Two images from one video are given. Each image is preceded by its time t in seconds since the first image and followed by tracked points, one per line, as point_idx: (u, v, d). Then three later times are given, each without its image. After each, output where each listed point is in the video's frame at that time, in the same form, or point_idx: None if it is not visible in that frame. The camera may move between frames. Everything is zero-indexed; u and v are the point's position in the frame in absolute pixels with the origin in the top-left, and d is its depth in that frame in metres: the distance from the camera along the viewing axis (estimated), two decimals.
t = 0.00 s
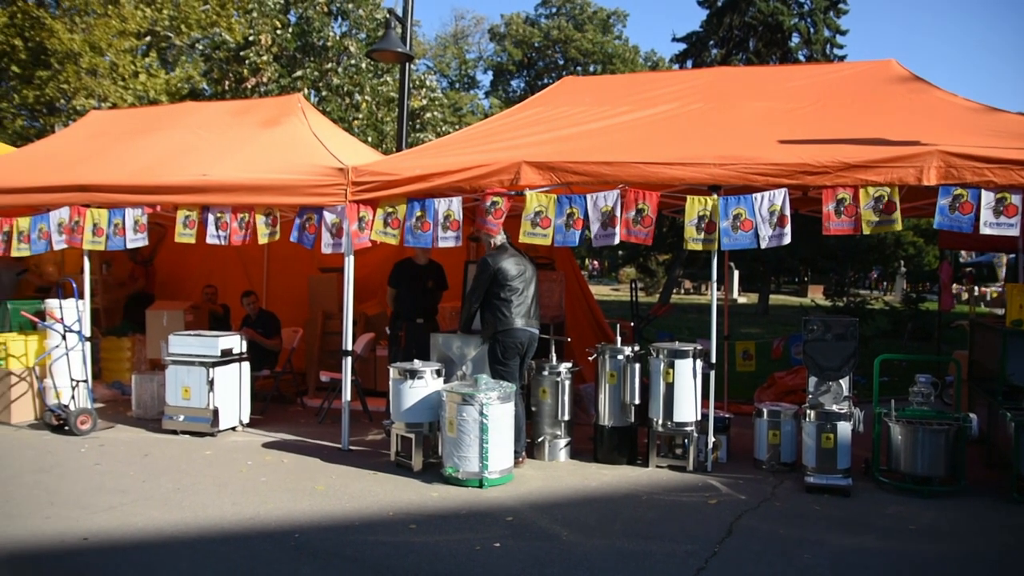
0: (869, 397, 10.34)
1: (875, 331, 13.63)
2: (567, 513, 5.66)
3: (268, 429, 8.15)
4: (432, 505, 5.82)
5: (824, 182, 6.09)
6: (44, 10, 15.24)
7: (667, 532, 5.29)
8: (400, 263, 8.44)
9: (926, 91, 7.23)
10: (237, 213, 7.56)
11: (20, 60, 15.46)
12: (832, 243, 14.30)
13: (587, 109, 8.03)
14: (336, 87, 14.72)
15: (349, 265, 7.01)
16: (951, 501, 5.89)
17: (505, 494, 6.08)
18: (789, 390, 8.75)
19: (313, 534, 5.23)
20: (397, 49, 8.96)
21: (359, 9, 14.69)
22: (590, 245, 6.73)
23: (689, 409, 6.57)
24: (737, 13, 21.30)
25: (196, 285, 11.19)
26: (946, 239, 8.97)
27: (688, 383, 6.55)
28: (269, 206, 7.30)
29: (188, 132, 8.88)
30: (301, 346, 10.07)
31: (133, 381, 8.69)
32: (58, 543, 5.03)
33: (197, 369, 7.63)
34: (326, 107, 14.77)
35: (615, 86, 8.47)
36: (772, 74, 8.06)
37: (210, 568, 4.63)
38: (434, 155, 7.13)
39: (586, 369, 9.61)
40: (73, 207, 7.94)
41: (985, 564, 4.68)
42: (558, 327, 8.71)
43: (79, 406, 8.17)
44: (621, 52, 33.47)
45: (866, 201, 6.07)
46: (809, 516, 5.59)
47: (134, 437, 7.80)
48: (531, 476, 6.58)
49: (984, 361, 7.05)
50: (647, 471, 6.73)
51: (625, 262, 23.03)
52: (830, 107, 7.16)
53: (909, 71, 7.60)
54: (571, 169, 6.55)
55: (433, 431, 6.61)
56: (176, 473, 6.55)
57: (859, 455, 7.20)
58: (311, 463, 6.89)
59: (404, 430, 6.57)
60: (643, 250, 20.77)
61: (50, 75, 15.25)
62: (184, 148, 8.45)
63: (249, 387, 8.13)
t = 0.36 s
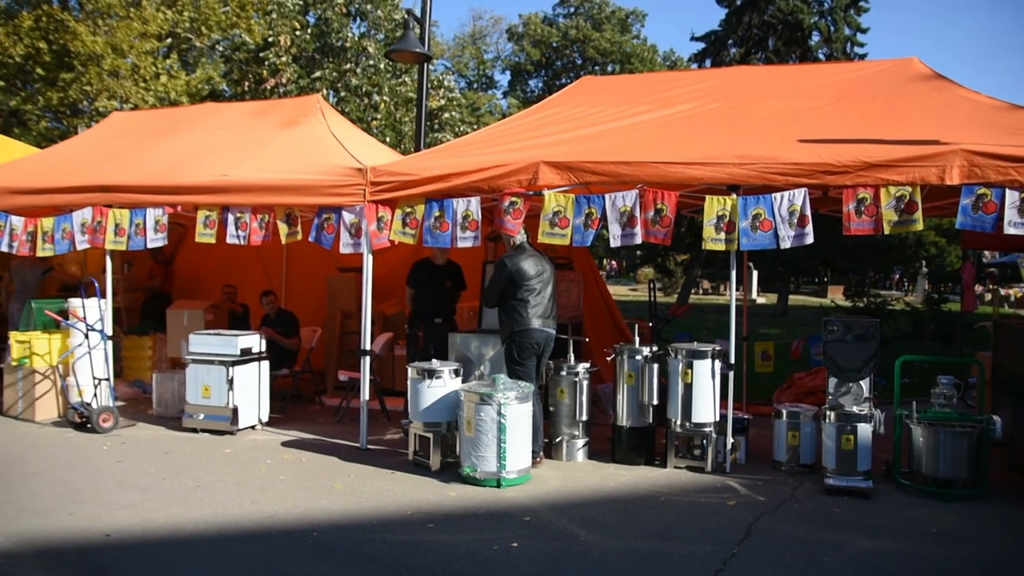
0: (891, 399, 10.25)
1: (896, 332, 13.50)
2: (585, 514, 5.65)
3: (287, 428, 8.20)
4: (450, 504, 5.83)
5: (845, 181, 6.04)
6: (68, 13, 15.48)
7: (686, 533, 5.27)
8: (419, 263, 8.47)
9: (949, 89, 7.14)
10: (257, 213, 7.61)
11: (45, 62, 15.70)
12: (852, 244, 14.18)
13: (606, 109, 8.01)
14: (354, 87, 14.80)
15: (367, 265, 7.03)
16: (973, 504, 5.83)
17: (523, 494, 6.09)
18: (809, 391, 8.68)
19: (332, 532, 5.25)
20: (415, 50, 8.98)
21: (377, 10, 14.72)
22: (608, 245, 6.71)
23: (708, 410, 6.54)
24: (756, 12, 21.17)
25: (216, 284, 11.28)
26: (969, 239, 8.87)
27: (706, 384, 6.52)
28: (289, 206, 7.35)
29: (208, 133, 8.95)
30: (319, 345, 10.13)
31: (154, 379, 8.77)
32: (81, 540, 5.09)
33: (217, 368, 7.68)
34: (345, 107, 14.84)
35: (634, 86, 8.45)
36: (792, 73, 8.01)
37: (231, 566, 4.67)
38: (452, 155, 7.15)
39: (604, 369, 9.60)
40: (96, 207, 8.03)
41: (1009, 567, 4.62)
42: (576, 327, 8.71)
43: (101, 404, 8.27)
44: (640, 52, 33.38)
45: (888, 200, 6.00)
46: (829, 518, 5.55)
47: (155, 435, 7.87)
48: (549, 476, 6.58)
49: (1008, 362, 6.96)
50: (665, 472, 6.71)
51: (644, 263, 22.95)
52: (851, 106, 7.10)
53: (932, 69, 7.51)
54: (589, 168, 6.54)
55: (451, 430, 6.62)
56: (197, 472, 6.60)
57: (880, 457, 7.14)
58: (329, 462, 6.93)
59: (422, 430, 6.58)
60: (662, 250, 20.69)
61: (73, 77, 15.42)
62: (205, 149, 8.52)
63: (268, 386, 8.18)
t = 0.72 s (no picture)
0: (915, 401, 10.13)
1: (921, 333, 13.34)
2: (606, 515, 5.64)
3: (309, 427, 8.25)
4: (470, 504, 5.84)
5: (869, 181, 5.98)
6: (94, 17, 15.70)
7: (707, 534, 5.24)
8: (440, 263, 8.49)
9: (976, 87, 7.05)
10: (279, 214, 7.67)
11: (71, 65, 15.92)
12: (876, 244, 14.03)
13: (627, 109, 7.99)
14: (375, 88, 14.87)
15: (389, 265, 7.06)
16: (1000, 508, 5.75)
17: (543, 494, 6.08)
18: (831, 392, 8.60)
19: (353, 531, 5.28)
20: (436, 51, 9.00)
21: (398, 11, 14.75)
22: (629, 245, 6.69)
23: (729, 412, 6.50)
24: (778, 10, 21.00)
25: (238, 284, 11.37)
26: (996, 239, 8.74)
27: (728, 384, 6.48)
28: (310, 207, 7.39)
29: (231, 134, 9.03)
30: (340, 345, 10.18)
31: (178, 378, 8.86)
32: (107, 537, 5.16)
33: (239, 367, 7.74)
34: (366, 108, 14.92)
35: (655, 86, 8.41)
36: (816, 71, 7.93)
37: (252, 564, 4.71)
38: (473, 155, 7.16)
39: (625, 370, 9.57)
40: (121, 208, 8.13)
41: None
42: (597, 327, 8.69)
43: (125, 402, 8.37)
44: (661, 51, 33.26)
45: (912, 199, 5.91)
46: (852, 520, 5.50)
47: (178, 433, 7.95)
48: (570, 476, 6.57)
49: None
50: (686, 473, 6.67)
51: (664, 263, 22.85)
52: (875, 105, 7.03)
53: (958, 67, 7.42)
54: (610, 168, 6.53)
55: (471, 431, 6.62)
56: (220, 470, 6.66)
57: (904, 459, 7.06)
58: (351, 461, 6.96)
59: (442, 430, 6.60)
60: (683, 250, 20.59)
61: (99, 79, 15.60)
62: (228, 150, 8.58)
63: (289, 385, 8.23)
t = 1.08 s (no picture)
0: (941, 403, 10.01)
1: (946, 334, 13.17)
2: (626, 515, 5.62)
3: (330, 426, 8.31)
4: (491, 504, 5.85)
5: (893, 181, 5.92)
6: (119, 20, 15.83)
7: (728, 536, 5.22)
8: (461, 263, 8.51)
9: (1003, 85, 6.95)
10: (302, 214, 7.72)
11: (97, 68, 16.10)
12: (900, 244, 13.88)
13: (648, 109, 7.96)
14: (396, 88, 14.93)
15: (410, 264, 7.08)
16: None
17: (564, 495, 6.08)
18: (854, 394, 8.50)
19: (373, 530, 5.30)
20: (457, 51, 9.02)
21: (419, 11, 14.78)
22: (650, 245, 6.66)
23: (751, 413, 6.45)
24: (801, 8, 20.83)
25: (261, 284, 11.46)
26: None
27: (749, 385, 6.44)
28: (332, 207, 7.43)
29: (254, 135, 9.10)
30: (362, 344, 10.22)
31: (201, 377, 8.94)
32: (132, 533, 5.22)
33: (261, 367, 7.78)
34: (387, 108, 14.98)
35: (677, 85, 8.37)
36: (839, 70, 7.86)
37: (274, 562, 4.74)
38: (494, 156, 7.17)
39: (646, 371, 9.54)
40: (146, 209, 8.22)
41: None
42: (618, 328, 8.68)
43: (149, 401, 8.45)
44: (682, 51, 33.11)
45: (938, 199, 5.84)
46: (876, 524, 5.44)
47: (201, 432, 8.02)
48: (590, 477, 6.56)
49: None
50: (707, 475, 6.63)
51: (686, 263, 22.74)
52: (900, 103, 6.95)
53: (985, 65, 7.32)
54: (631, 168, 6.51)
55: (492, 431, 6.64)
56: (242, 468, 6.71)
57: (930, 462, 6.97)
58: (371, 460, 6.99)
59: (463, 430, 6.62)
60: (704, 250, 20.48)
61: (124, 82, 15.78)
62: (251, 151, 8.65)
63: (311, 385, 8.28)
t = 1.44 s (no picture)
0: (969, 405, 9.88)
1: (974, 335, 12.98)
2: (648, 516, 5.60)
3: (352, 425, 8.35)
4: (513, 504, 5.85)
5: (921, 180, 5.85)
6: (146, 23, 16.02)
7: (752, 537, 5.18)
8: (483, 263, 8.52)
9: None
10: (326, 214, 7.76)
11: (124, 71, 16.29)
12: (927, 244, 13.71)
13: (671, 108, 7.92)
14: (418, 89, 14.98)
15: (433, 264, 7.10)
16: None
17: (586, 495, 6.07)
18: (880, 396, 8.39)
19: (395, 529, 5.32)
20: (480, 51, 9.03)
21: (441, 12, 14.82)
22: (674, 245, 6.62)
23: (775, 414, 6.40)
24: (826, 6, 20.64)
25: (284, 283, 11.54)
26: None
27: (773, 386, 6.39)
28: (355, 207, 7.47)
29: (278, 136, 9.17)
30: (384, 344, 10.27)
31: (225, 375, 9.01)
32: (158, 529, 5.28)
33: (284, 366, 7.83)
34: (409, 109, 15.04)
35: (700, 84, 8.33)
36: (865, 68, 7.78)
37: (298, 559, 4.77)
38: (516, 156, 7.17)
39: (669, 371, 9.50)
40: (172, 209, 8.31)
41: None
42: (640, 328, 8.66)
43: (175, 399, 8.54)
44: (705, 50, 32.96)
45: (966, 198, 5.75)
46: (902, 527, 5.38)
47: (226, 430, 8.09)
48: (612, 477, 6.54)
49: None
50: (730, 477, 6.58)
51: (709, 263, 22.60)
52: (927, 101, 6.86)
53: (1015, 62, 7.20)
54: (654, 168, 6.49)
55: (514, 431, 6.64)
56: (266, 467, 6.77)
57: (958, 465, 6.87)
58: (393, 460, 7.02)
59: (485, 430, 6.63)
60: (727, 250, 20.36)
61: (151, 84, 15.98)
62: (275, 152, 8.72)
63: (333, 384, 8.32)
